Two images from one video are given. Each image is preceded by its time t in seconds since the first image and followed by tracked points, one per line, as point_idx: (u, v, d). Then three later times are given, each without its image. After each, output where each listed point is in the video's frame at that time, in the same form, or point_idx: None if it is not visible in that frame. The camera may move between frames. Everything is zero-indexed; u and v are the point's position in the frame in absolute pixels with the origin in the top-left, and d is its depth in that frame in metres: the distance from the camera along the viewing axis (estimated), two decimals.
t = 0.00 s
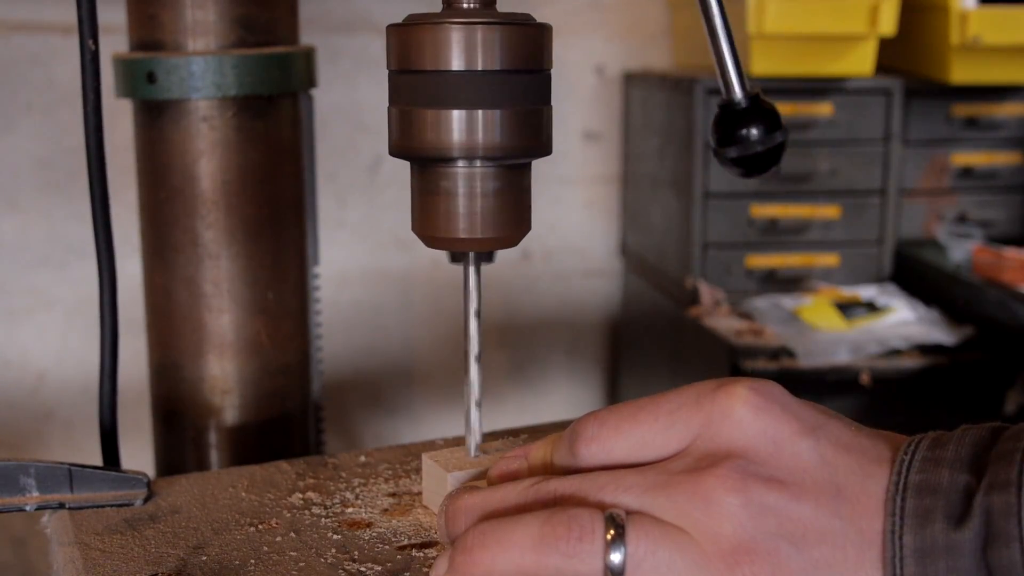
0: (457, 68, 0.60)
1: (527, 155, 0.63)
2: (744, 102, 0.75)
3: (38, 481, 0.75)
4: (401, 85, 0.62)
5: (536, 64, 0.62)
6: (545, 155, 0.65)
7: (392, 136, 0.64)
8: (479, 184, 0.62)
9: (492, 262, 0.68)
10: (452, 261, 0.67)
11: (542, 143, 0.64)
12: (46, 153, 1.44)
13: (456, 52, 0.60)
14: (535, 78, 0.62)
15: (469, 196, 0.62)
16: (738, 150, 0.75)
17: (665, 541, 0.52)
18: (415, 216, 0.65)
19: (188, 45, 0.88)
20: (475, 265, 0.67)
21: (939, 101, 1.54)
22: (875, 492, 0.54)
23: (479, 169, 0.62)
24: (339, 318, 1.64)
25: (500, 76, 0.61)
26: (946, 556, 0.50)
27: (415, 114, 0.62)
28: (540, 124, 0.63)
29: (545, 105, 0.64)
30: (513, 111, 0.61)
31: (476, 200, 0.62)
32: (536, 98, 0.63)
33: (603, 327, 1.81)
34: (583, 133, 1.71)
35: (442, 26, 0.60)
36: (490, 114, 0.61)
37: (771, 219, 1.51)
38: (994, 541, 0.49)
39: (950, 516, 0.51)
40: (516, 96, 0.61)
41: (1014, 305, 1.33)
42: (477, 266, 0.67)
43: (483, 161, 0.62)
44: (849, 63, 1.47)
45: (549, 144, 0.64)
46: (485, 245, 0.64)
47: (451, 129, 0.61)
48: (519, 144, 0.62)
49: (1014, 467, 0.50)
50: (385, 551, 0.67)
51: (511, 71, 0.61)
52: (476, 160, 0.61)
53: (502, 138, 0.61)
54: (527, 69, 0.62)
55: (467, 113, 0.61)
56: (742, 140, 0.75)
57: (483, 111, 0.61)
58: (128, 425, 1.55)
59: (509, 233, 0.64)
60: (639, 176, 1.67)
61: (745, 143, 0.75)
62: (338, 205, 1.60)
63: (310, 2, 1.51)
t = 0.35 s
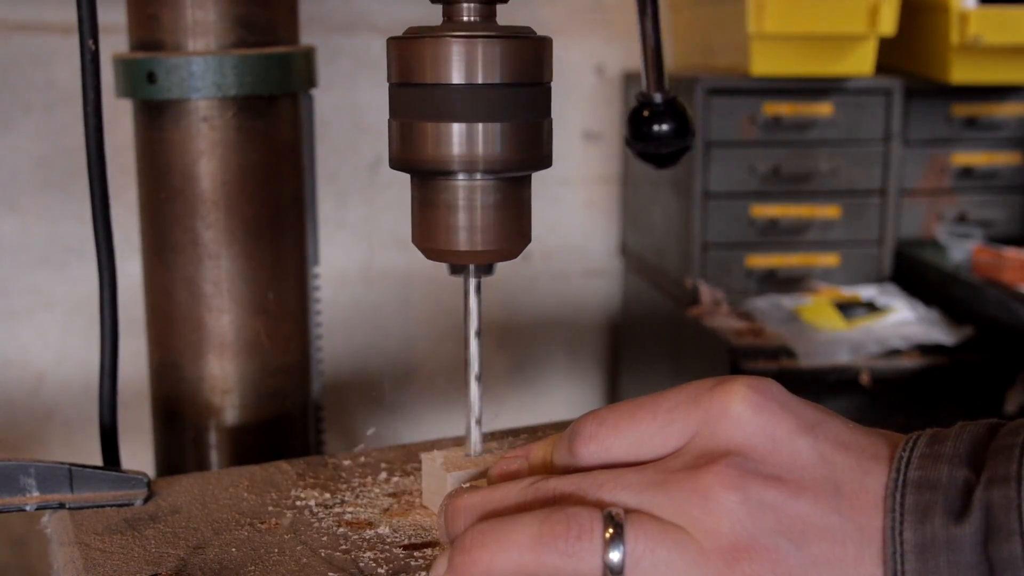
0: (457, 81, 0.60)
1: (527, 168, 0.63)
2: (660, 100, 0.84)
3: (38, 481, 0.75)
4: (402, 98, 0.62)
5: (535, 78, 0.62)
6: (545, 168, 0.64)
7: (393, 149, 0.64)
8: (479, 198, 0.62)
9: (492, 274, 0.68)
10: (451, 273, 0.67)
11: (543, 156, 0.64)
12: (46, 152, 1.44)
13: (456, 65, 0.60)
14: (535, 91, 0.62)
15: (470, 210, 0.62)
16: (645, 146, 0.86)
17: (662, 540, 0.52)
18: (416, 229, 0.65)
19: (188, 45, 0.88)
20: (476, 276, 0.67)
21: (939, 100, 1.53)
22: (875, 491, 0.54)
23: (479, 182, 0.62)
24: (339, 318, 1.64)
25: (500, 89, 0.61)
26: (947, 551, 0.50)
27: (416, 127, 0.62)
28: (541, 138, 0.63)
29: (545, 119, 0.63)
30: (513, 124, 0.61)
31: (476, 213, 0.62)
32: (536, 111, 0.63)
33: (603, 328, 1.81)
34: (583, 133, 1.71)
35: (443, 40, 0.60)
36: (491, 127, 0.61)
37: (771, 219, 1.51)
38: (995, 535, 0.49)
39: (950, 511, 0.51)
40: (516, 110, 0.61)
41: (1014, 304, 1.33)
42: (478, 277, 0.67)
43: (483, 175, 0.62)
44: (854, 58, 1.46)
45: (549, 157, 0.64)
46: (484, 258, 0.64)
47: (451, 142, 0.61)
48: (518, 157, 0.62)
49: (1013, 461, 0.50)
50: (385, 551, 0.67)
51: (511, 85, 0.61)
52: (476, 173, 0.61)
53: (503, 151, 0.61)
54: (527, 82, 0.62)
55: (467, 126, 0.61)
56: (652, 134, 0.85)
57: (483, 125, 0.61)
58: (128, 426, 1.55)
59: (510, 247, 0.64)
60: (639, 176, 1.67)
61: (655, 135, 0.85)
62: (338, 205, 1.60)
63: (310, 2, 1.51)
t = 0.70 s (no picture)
0: (457, 67, 0.60)
1: (527, 155, 0.62)
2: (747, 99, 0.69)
3: (38, 481, 0.75)
4: (401, 85, 0.62)
5: (536, 64, 0.63)
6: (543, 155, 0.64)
7: (391, 135, 0.64)
8: (478, 184, 0.62)
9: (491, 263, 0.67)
10: (451, 261, 0.67)
11: (542, 143, 0.64)
12: (46, 152, 1.44)
13: (456, 51, 0.60)
14: (534, 77, 0.62)
15: (469, 197, 0.62)
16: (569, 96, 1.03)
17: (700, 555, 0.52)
18: (414, 216, 0.65)
19: (188, 44, 0.88)
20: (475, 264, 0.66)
21: (940, 100, 1.53)
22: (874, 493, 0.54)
23: (479, 168, 0.62)
24: (339, 318, 1.64)
25: (500, 74, 0.61)
26: (1008, 499, 0.56)
27: (415, 113, 0.62)
28: (541, 123, 0.64)
29: (544, 103, 0.63)
30: (513, 110, 0.61)
31: (475, 200, 0.62)
32: (535, 95, 0.62)
33: (603, 328, 1.81)
34: (583, 133, 1.71)
35: (443, 25, 0.60)
36: (490, 112, 0.61)
37: (771, 219, 1.51)
38: None
39: (1008, 461, 0.56)
40: (516, 96, 0.61)
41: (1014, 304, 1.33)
42: (477, 266, 0.67)
43: (483, 161, 0.61)
44: (850, 62, 1.47)
45: (549, 144, 0.64)
46: (485, 245, 0.64)
47: (450, 127, 0.61)
48: (519, 144, 0.62)
49: None
50: (384, 551, 0.67)
51: (513, 70, 0.61)
52: (476, 160, 0.61)
53: (503, 138, 0.61)
54: (527, 68, 0.62)
55: (467, 111, 0.60)
56: (745, 141, 0.69)
57: (482, 110, 0.60)
58: (128, 426, 1.55)
59: (509, 233, 0.64)
60: (639, 176, 1.67)
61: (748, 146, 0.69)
62: (338, 205, 1.60)
63: (309, 2, 1.51)
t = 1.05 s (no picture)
0: (457, 103, 0.60)
1: (528, 190, 0.63)
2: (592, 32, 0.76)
3: (38, 481, 0.75)
4: (403, 119, 0.62)
5: (536, 99, 0.63)
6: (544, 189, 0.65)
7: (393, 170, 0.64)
8: (479, 218, 0.62)
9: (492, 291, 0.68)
10: (454, 291, 0.67)
11: (543, 176, 0.64)
12: (46, 153, 1.44)
13: (456, 88, 0.60)
14: (535, 113, 0.62)
15: (470, 230, 0.63)
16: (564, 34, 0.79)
17: None
18: (416, 248, 0.65)
19: (188, 45, 0.88)
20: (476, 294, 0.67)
21: (940, 101, 1.53)
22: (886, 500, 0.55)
23: (479, 203, 0.62)
24: (339, 318, 1.64)
25: (500, 111, 0.61)
26: (936, 506, 0.64)
27: (416, 148, 0.62)
28: (542, 157, 0.64)
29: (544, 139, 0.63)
30: (513, 146, 0.61)
31: (476, 233, 0.63)
32: (536, 131, 0.62)
33: (603, 328, 1.81)
34: (583, 133, 1.71)
35: (443, 61, 0.60)
36: (491, 148, 0.61)
37: (771, 219, 1.51)
38: (973, 492, 0.63)
39: (944, 477, 0.64)
40: (516, 132, 0.61)
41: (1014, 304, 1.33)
42: (478, 296, 0.68)
43: (483, 196, 0.62)
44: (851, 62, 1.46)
45: (549, 177, 0.65)
46: (486, 279, 0.64)
47: (451, 165, 0.61)
48: (519, 178, 0.62)
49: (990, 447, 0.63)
50: (385, 551, 0.67)
51: (513, 105, 0.61)
52: (476, 195, 0.61)
53: (503, 173, 0.61)
54: (528, 104, 0.62)
55: (467, 147, 0.60)
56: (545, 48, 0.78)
57: (483, 146, 0.61)
58: (128, 426, 1.55)
59: (511, 265, 0.64)
60: (639, 177, 1.67)
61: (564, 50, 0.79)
62: (337, 205, 1.60)
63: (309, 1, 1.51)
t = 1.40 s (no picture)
0: (457, 117, 0.60)
1: (528, 204, 0.63)
2: None
3: (38, 481, 0.75)
4: (403, 134, 0.62)
5: (535, 113, 0.63)
6: (544, 202, 0.65)
7: (393, 185, 0.64)
8: (478, 232, 0.62)
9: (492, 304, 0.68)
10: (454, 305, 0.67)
11: (542, 190, 0.64)
12: (46, 152, 1.44)
13: (456, 102, 0.60)
14: (535, 126, 0.63)
15: (470, 244, 0.62)
16: None
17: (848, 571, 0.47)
18: (416, 262, 0.65)
19: (188, 45, 0.88)
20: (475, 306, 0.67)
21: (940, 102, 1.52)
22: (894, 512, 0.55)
23: (479, 217, 0.62)
24: (339, 318, 1.64)
25: (500, 124, 0.61)
26: (933, 504, 0.64)
27: (416, 163, 0.62)
28: (542, 172, 0.64)
29: (544, 153, 0.64)
30: (513, 160, 0.61)
31: (476, 247, 0.62)
32: (535, 145, 0.63)
33: (603, 328, 1.81)
34: (583, 134, 1.71)
35: (443, 76, 0.60)
36: (491, 162, 0.61)
37: (771, 219, 1.51)
38: (969, 489, 0.63)
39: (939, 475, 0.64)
40: (516, 146, 0.61)
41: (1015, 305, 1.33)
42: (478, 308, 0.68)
43: (483, 210, 0.62)
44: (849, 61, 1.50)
45: (549, 191, 0.65)
46: (486, 293, 0.64)
47: (451, 178, 0.61)
48: (519, 192, 0.62)
49: (986, 443, 0.63)
50: (385, 551, 0.67)
51: (513, 119, 0.61)
52: (476, 209, 0.61)
53: (503, 187, 0.61)
54: (527, 118, 0.62)
55: (467, 162, 0.60)
56: None
57: (482, 160, 0.60)
58: (129, 426, 1.55)
59: (511, 279, 0.64)
60: (639, 176, 1.67)
61: None
62: (337, 204, 1.60)
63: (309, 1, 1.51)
